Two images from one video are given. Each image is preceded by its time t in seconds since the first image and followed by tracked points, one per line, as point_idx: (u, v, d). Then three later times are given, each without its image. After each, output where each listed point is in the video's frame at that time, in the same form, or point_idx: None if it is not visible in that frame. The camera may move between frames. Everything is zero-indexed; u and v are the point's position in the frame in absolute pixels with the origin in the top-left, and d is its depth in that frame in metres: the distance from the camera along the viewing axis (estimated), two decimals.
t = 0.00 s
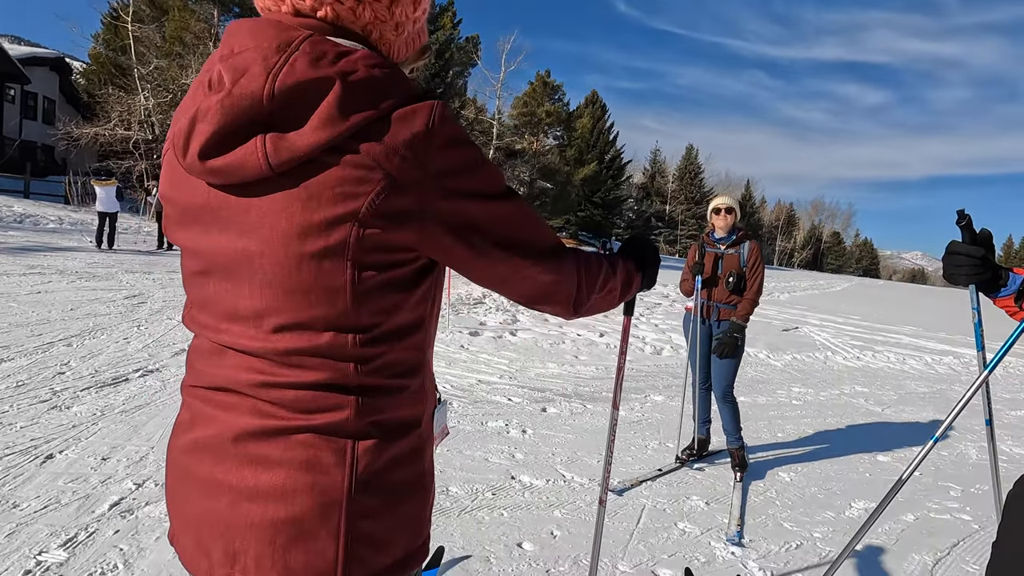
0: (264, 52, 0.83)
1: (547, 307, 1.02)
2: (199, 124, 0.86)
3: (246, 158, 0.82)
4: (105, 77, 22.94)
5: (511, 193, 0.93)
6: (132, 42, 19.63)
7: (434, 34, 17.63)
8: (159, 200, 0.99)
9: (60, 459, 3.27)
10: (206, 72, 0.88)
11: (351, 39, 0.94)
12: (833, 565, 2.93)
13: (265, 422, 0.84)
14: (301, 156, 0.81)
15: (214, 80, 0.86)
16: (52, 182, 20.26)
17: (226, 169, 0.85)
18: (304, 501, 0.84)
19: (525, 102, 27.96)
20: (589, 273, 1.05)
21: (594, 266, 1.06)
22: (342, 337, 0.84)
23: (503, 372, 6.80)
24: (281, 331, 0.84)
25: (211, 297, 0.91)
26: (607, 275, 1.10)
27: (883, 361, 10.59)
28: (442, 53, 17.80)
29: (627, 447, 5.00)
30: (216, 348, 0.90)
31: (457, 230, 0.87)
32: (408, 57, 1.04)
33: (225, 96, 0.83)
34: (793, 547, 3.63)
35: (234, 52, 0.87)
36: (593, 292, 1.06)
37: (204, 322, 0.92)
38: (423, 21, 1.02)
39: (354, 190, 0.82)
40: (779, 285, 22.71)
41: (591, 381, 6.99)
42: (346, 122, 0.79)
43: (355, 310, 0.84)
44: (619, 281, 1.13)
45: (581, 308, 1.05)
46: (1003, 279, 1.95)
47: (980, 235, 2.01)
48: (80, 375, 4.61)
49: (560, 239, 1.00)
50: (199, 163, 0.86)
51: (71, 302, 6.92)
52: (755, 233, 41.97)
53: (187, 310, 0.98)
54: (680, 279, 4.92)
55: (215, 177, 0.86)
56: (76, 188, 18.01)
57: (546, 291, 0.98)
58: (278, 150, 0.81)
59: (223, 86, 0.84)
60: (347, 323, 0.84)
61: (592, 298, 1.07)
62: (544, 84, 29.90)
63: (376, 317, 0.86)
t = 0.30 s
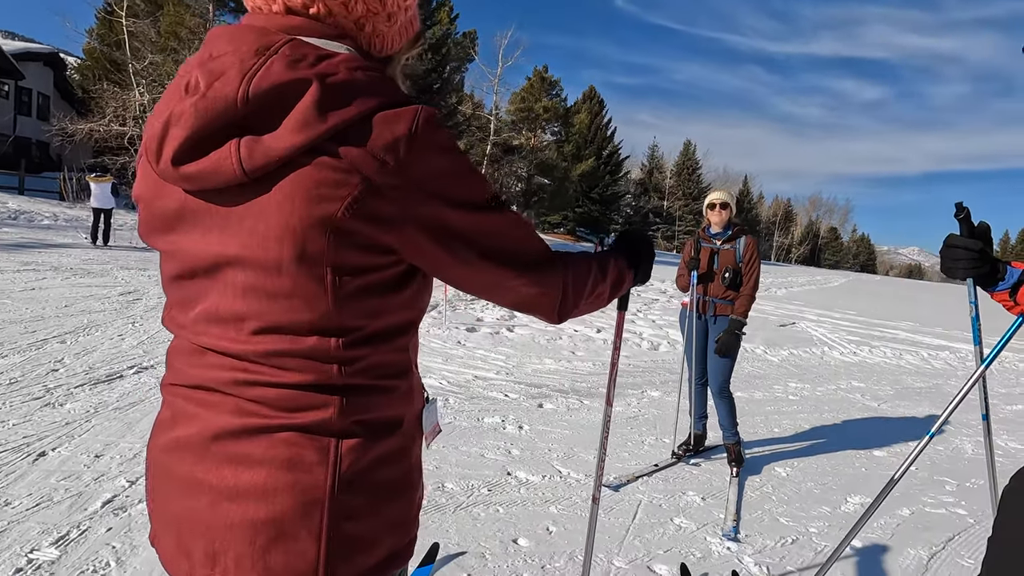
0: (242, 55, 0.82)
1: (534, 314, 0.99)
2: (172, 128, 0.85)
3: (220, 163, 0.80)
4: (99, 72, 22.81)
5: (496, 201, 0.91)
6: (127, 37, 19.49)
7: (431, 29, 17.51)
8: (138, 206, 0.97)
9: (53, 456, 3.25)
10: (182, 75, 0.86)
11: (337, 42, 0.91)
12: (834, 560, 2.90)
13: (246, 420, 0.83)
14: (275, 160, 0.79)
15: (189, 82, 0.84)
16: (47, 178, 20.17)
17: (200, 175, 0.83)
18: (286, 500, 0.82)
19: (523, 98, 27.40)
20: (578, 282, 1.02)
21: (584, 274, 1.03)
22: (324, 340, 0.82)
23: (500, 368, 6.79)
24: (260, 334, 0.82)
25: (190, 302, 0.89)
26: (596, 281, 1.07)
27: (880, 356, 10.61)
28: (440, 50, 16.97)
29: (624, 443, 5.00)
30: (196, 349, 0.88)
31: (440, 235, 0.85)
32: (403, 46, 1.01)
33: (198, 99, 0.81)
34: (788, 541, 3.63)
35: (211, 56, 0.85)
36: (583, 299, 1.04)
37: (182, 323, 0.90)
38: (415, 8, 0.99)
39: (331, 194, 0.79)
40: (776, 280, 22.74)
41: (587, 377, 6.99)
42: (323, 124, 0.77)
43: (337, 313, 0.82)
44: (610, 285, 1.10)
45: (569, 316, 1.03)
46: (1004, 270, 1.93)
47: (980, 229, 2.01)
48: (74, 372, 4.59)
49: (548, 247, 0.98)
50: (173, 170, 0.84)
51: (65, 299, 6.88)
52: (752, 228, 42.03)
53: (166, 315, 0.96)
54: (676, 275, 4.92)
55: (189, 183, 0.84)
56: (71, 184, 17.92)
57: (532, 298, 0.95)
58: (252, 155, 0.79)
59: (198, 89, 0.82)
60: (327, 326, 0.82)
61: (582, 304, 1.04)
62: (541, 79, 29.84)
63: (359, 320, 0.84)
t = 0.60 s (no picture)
0: (181, 51, 0.84)
1: (479, 310, 1.01)
2: (110, 123, 0.87)
3: (154, 159, 0.82)
4: (95, 71, 22.79)
5: (441, 201, 0.91)
6: (123, 36, 19.47)
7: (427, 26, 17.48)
8: (84, 201, 0.98)
9: (40, 456, 3.25)
10: (127, 73, 0.89)
11: (283, 39, 0.92)
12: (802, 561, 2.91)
13: (188, 420, 0.84)
14: (208, 156, 0.80)
15: (131, 80, 0.87)
16: (43, 178, 20.13)
17: (136, 170, 0.85)
18: (224, 500, 0.83)
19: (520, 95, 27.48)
20: (521, 281, 1.04)
21: (528, 273, 1.06)
22: (261, 340, 0.83)
23: (493, 366, 6.80)
24: (197, 331, 0.83)
25: (132, 299, 0.90)
26: (541, 278, 1.10)
27: (873, 352, 10.63)
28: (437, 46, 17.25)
29: (614, 440, 5.01)
30: (142, 347, 0.89)
31: (379, 234, 0.85)
32: (361, 46, 0.99)
33: (135, 96, 0.84)
34: (775, 537, 3.64)
35: (152, 52, 0.87)
36: (527, 296, 1.06)
37: (127, 319, 0.92)
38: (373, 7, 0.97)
39: (265, 192, 0.80)
40: (773, 277, 22.77)
41: (580, 375, 7.00)
42: (258, 122, 0.78)
43: (273, 313, 0.83)
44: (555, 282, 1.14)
45: (512, 314, 1.06)
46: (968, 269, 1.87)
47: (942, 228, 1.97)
48: (64, 372, 4.59)
49: (492, 247, 1.00)
50: (110, 165, 0.86)
51: (58, 298, 6.88)
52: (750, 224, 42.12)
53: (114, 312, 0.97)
54: (666, 272, 4.93)
55: (127, 178, 0.86)
56: (67, 183, 17.90)
57: (477, 295, 0.97)
58: (185, 152, 0.80)
59: (135, 85, 0.85)
60: (264, 325, 0.83)
61: (526, 302, 1.06)
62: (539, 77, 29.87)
63: (298, 320, 0.84)
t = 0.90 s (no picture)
0: (81, 56, 0.88)
1: (400, 308, 1.08)
2: (9, 127, 0.90)
3: (52, 162, 0.85)
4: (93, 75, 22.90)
5: (352, 202, 0.98)
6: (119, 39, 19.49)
7: (421, 27, 17.80)
8: None
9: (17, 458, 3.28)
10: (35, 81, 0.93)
11: (188, 43, 0.94)
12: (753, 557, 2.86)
13: (98, 419, 0.88)
14: (105, 159, 0.84)
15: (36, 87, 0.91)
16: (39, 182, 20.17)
17: (35, 173, 0.88)
18: (131, 497, 0.87)
19: (516, 95, 28.96)
20: (445, 279, 1.11)
21: (452, 271, 1.13)
22: (164, 339, 0.87)
23: (480, 367, 6.82)
24: (102, 331, 0.87)
25: (43, 301, 0.94)
26: (467, 279, 1.17)
27: (864, 351, 10.67)
28: (431, 47, 17.68)
29: (597, 439, 5.03)
30: (54, 347, 0.93)
31: (284, 232, 0.91)
32: (269, 36, 1.02)
33: (32, 101, 0.87)
34: (751, 536, 3.66)
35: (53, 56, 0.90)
36: (451, 296, 1.13)
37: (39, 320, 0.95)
38: None
39: (163, 194, 0.84)
40: (769, 277, 22.81)
41: (568, 375, 7.02)
42: (155, 125, 0.83)
43: (174, 312, 0.87)
44: (482, 282, 1.21)
45: (437, 311, 1.12)
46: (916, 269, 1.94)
47: (889, 228, 2.05)
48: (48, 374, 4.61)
49: (412, 246, 1.07)
50: (10, 167, 0.89)
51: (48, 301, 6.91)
52: (746, 224, 42.24)
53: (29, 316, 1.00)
54: (648, 273, 4.95)
55: (26, 181, 0.89)
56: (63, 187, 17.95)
57: (394, 296, 1.04)
58: (82, 156, 0.84)
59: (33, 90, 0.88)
60: (167, 324, 0.87)
61: (450, 301, 1.14)
62: (535, 78, 29.97)
63: (201, 320, 0.89)
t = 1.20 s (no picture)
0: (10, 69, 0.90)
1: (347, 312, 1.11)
2: None
3: None
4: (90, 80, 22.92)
5: (289, 208, 1.01)
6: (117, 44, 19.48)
7: (417, 32, 17.90)
8: None
9: None
10: None
11: (117, 58, 0.96)
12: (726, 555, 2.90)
13: (39, 429, 0.92)
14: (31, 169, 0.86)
15: None
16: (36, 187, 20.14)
17: None
18: (71, 506, 0.91)
19: (514, 99, 29.33)
20: (394, 280, 1.13)
21: (401, 275, 1.15)
22: (99, 347, 0.90)
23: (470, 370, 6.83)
24: (39, 340, 0.90)
25: None
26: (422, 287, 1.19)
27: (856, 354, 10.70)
28: (427, 51, 17.74)
29: (584, 443, 5.06)
30: None
31: (214, 237, 0.94)
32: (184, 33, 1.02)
33: None
34: (733, 538, 3.68)
35: None
36: (402, 300, 1.15)
37: None
38: None
39: (88, 201, 0.86)
40: (765, 279, 22.85)
41: (559, 378, 7.04)
42: (79, 135, 0.86)
43: (106, 320, 0.90)
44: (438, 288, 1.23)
45: (383, 316, 1.14)
46: (873, 276, 2.00)
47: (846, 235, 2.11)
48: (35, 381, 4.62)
49: (356, 249, 1.11)
50: None
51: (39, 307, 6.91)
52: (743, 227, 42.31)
53: None
54: (634, 277, 4.97)
55: None
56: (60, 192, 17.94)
57: (338, 299, 1.07)
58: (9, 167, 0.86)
59: None
60: (100, 331, 0.90)
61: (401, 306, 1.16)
62: (532, 81, 30.05)
63: (134, 326, 0.92)
